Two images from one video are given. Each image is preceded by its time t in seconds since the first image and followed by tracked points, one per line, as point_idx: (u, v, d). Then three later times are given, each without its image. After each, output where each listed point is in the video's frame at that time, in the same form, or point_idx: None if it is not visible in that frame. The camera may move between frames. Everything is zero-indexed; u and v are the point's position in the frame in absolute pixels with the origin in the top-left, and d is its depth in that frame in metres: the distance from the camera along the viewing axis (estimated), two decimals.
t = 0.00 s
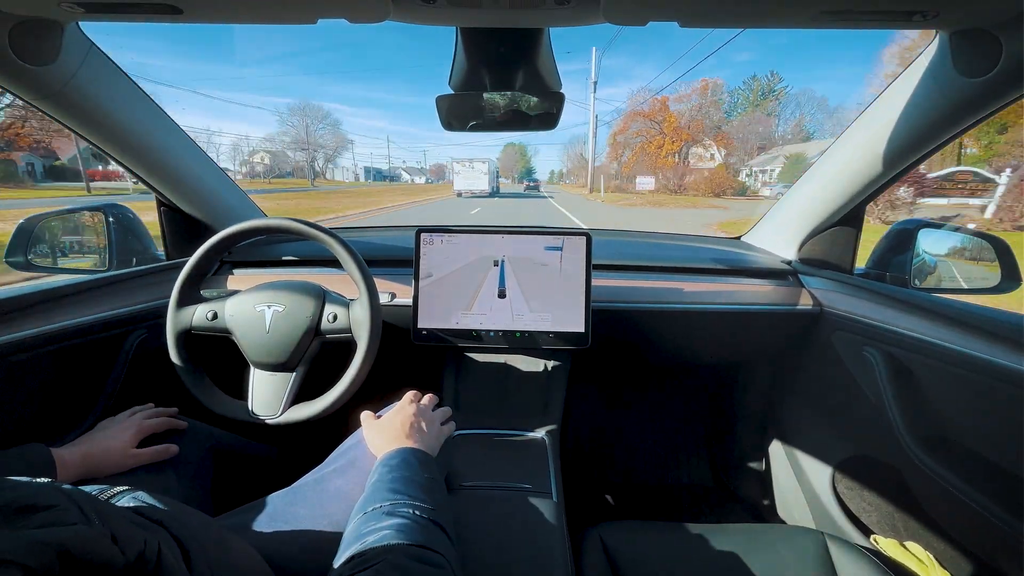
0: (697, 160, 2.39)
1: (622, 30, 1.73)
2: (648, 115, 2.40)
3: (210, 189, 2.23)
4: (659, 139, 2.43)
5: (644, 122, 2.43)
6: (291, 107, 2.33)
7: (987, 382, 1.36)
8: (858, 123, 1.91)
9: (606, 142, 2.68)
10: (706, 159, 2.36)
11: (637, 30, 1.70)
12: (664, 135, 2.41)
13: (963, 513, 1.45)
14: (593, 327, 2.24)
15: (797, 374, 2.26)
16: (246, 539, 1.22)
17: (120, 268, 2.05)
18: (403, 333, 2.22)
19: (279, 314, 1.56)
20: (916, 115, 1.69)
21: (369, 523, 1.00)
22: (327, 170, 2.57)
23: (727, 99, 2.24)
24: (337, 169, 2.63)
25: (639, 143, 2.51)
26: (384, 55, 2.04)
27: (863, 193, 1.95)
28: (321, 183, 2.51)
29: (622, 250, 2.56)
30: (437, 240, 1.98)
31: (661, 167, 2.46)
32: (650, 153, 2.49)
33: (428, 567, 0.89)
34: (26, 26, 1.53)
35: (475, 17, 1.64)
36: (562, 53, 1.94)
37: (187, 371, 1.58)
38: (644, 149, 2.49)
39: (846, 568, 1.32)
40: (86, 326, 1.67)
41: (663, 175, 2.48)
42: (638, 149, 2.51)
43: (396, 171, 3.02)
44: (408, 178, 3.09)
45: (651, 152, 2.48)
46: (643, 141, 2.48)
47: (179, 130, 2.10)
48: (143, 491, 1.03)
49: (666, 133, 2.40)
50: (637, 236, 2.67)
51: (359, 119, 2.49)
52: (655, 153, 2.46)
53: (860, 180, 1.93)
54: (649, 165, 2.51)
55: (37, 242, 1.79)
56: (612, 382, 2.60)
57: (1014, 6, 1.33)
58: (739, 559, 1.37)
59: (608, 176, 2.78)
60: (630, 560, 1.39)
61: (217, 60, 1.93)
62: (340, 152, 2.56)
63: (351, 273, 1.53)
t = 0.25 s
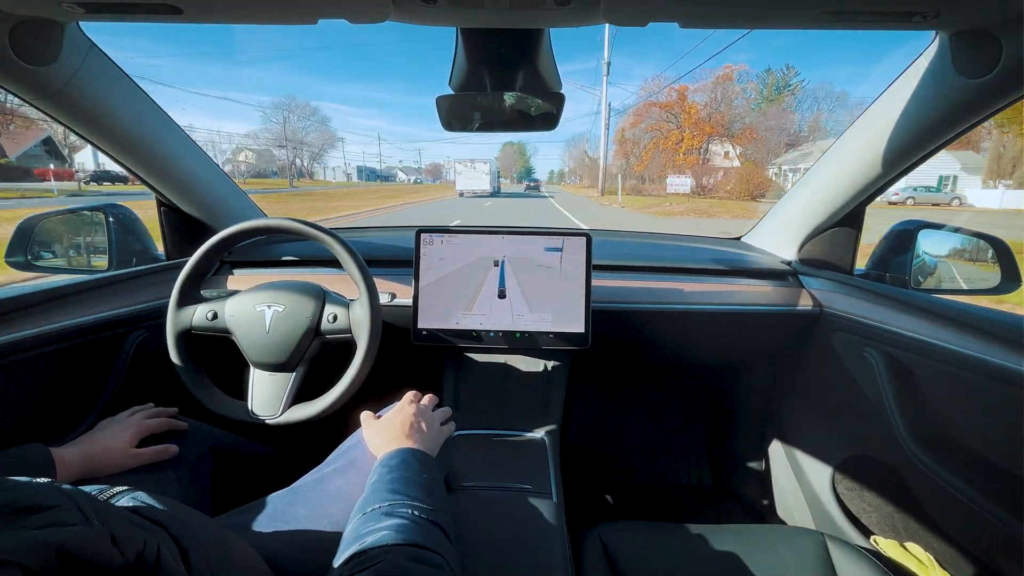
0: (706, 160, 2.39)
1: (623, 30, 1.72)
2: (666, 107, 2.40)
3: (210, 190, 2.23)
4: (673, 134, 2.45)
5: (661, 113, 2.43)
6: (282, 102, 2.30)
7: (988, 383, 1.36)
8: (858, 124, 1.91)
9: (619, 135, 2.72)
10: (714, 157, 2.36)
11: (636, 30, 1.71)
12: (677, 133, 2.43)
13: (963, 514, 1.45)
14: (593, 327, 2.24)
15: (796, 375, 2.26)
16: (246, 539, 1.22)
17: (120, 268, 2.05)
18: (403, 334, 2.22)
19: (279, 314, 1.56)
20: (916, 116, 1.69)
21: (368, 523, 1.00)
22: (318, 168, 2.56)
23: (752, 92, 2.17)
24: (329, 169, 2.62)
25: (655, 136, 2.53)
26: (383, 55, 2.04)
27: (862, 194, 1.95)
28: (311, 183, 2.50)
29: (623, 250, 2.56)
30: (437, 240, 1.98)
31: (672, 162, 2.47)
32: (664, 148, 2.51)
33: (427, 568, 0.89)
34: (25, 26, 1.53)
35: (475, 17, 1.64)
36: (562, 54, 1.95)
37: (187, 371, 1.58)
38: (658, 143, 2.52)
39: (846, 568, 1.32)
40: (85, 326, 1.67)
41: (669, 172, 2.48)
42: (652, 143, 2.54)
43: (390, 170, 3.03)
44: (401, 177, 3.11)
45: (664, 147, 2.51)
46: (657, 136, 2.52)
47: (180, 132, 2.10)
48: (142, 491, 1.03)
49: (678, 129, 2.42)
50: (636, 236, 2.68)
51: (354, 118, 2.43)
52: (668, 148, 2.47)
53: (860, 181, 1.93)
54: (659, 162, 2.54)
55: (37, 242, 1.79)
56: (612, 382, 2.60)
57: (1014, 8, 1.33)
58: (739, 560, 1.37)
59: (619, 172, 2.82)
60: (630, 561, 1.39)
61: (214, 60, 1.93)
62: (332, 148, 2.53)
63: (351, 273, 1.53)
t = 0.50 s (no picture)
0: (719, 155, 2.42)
1: (623, 30, 1.73)
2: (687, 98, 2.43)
3: (210, 190, 2.23)
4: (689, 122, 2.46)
5: (683, 102, 2.43)
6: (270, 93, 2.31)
7: (988, 383, 1.36)
8: (858, 123, 1.91)
9: (633, 126, 2.78)
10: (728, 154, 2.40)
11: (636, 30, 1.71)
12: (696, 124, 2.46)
13: (964, 513, 1.45)
14: (593, 327, 2.24)
15: (797, 374, 2.26)
16: (246, 539, 1.22)
17: (121, 268, 2.05)
18: (403, 333, 2.22)
19: (279, 314, 1.56)
20: (916, 115, 1.69)
21: (369, 523, 1.00)
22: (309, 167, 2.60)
23: (769, 87, 2.13)
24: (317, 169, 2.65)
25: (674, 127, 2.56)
26: (384, 56, 2.05)
27: (862, 194, 1.95)
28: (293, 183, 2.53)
29: (623, 250, 2.56)
30: (437, 240, 1.98)
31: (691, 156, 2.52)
32: (686, 141, 2.53)
33: (428, 568, 0.89)
34: (25, 27, 1.53)
35: (475, 17, 1.64)
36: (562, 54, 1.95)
37: (188, 371, 1.58)
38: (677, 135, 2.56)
39: (846, 568, 1.32)
40: (86, 326, 1.67)
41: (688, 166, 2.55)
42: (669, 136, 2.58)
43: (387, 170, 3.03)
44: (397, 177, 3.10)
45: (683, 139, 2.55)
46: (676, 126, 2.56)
47: (181, 132, 2.10)
48: (143, 491, 1.03)
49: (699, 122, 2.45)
50: (637, 236, 2.67)
51: (346, 117, 2.40)
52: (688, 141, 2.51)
53: (859, 181, 1.93)
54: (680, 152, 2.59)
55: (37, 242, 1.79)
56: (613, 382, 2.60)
57: (1014, 7, 1.34)
58: (739, 559, 1.37)
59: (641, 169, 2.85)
60: (630, 560, 1.39)
61: (214, 60, 1.94)
62: (314, 144, 2.55)
63: (351, 273, 1.53)
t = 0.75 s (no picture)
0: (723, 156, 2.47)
1: (624, 30, 1.73)
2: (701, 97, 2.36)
3: (211, 191, 2.23)
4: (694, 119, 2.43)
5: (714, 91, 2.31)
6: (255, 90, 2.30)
7: (989, 382, 1.36)
8: (857, 123, 1.91)
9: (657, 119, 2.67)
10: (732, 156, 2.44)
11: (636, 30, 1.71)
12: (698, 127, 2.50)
13: (963, 513, 1.45)
14: (593, 327, 2.24)
15: (797, 374, 2.26)
16: (246, 539, 1.22)
17: (121, 268, 2.05)
18: (404, 334, 2.22)
19: (279, 314, 1.56)
20: (916, 114, 1.69)
21: (371, 522, 1.00)
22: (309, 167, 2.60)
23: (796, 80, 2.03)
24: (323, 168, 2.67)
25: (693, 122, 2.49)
26: (384, 56, 2.05)
27: (861, 194, 1.96)
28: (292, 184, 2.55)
29: (623, 250, 2.56)
30: (438, 241, 1.98)
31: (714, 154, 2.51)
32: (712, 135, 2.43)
33: (430, 567, 0.89)
34: (27, 27, 1.53)
35: (476, 18, 1.64)
36: (562, 54, 1.95)
37: (188, 371, 1.58)
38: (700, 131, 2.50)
39: (846, 568, 1.32)
40: (86, 326, 1.67)
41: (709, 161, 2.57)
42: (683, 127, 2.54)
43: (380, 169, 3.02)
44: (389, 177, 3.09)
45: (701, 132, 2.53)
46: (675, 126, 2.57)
47: (181, 132, 2.10)
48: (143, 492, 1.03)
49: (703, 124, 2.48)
50: (637, 236, 2.68)
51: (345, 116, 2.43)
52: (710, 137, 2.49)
53: (858, 181, 1.93)
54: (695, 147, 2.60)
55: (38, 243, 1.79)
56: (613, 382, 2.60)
57: (1014, 7, 1.34)
58: (739, 559, 1.37)
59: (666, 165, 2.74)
60: (630, 560, 1.39)
61: (216, 60, 1.95)
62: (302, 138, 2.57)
63: (351, 274, 1.53)
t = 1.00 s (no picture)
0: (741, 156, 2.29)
1: (623, 30, 1.73)
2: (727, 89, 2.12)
3: (211, 191, 2.23)
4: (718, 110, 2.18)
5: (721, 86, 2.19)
6: (245, 86, 2.19)
7: (989, 383, 1.36)
8: (858, 123, 1.91)
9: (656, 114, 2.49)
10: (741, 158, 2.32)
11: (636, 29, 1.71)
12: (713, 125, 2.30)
13: (963, 513, 1.45)
14: (593, 327, 2.24)
15: (797, 375, 2.26)
16: (246, 538, 1.22)
17: (121, 269, 2.05)
18: (404, 334, 2.22)
19: (279, 314, 1.56)
20: (915, 115, 1.69)
21: (372, 522, 1.00)
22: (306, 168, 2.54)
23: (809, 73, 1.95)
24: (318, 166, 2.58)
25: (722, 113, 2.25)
26: (383, 56, 2.05)
27: (860, 195, 1.96)
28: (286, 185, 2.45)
29: (623, 251, 2.56)
30: (438, 241, 1.98)
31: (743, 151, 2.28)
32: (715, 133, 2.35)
33: (431, 567, 0.89)
34: (28, 26, 1.53)
35: (476, 17, 1.64)
36: (562, 53, 1.94)
37: (188, 371, 1.58)
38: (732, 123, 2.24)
39: (846, 568, 1.32)
40: (86, 326, 1.67)
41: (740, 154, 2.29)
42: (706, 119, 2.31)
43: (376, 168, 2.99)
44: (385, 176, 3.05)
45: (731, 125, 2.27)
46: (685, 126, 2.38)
47: (182, 133, 2.10)
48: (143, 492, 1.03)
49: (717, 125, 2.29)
50: (637, 236, 2.67)
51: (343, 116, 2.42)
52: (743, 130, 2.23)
53: (859, 181, 1.93)
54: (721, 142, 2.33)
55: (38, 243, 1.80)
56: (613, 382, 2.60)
57: (1014, 8, 1.34)
58: (739, 560, 1.37)
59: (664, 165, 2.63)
60: (631, 560, 1.39)
61: (217, 60, 1.94)
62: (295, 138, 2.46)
63: (351, 274, 1.53)
